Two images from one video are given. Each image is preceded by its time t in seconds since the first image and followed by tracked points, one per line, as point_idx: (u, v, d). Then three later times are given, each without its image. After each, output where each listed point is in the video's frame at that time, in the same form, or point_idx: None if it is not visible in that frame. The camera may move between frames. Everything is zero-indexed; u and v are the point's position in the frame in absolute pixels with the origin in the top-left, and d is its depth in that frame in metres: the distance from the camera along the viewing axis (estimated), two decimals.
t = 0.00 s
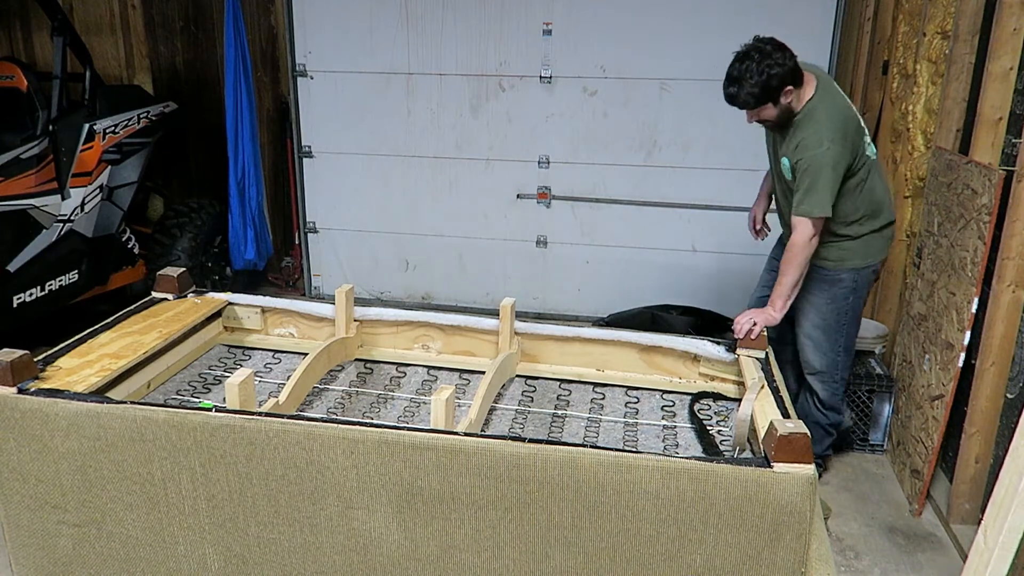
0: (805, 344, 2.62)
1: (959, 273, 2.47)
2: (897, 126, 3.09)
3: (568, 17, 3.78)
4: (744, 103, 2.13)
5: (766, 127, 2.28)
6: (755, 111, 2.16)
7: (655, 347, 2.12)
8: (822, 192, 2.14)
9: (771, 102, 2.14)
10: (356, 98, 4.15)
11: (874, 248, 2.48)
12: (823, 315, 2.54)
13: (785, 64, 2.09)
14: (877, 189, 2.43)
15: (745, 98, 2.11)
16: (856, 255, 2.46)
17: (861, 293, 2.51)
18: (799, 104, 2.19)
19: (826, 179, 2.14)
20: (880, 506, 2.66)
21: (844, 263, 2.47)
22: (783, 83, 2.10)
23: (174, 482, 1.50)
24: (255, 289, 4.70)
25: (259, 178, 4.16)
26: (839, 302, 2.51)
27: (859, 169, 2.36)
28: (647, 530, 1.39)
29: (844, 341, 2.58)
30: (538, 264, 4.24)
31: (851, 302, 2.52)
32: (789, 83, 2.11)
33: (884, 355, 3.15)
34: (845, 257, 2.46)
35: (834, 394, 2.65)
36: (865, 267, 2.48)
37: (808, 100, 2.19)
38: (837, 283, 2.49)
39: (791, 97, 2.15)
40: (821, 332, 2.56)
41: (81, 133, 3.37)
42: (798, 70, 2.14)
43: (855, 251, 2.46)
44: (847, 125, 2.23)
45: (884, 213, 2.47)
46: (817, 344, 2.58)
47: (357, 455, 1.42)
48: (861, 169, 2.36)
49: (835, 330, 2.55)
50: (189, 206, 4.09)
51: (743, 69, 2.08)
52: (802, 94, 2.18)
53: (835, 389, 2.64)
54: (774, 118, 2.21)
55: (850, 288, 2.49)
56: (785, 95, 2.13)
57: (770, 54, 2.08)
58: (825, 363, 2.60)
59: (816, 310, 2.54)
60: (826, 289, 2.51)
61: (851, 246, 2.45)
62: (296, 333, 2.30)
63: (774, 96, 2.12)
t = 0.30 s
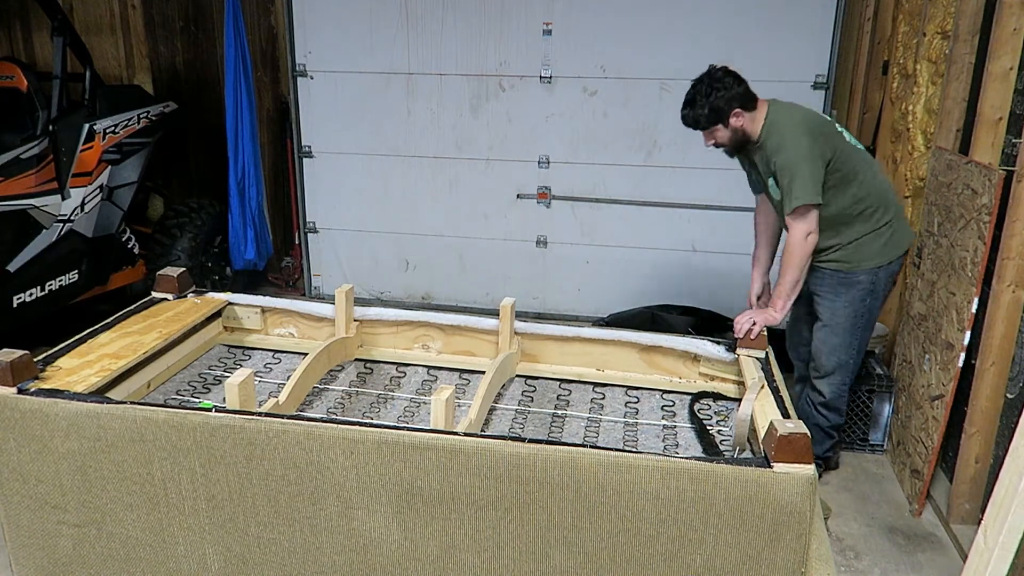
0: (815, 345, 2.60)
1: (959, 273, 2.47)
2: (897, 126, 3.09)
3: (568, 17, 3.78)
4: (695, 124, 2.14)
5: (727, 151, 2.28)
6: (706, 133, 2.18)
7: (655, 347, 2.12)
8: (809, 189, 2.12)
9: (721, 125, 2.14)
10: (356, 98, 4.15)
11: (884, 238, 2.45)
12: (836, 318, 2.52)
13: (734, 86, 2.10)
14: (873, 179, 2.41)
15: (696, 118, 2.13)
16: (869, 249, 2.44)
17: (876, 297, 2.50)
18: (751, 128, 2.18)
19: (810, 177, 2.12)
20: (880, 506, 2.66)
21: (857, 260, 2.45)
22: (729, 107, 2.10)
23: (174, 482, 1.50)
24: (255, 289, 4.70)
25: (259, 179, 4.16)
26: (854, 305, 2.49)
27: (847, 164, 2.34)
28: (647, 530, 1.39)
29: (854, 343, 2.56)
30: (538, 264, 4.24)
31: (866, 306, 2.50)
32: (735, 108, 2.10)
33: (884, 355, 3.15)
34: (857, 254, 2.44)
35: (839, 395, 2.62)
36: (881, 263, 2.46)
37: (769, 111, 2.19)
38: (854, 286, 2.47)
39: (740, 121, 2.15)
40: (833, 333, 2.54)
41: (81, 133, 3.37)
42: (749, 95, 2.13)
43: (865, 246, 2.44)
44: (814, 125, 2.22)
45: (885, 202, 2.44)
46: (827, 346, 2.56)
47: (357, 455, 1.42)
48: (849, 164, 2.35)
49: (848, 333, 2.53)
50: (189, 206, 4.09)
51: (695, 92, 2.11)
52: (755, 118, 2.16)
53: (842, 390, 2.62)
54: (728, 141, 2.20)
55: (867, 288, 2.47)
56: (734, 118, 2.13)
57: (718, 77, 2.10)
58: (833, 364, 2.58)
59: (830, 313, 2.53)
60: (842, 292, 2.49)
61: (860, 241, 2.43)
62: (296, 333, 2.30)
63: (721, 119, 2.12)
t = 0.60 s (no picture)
0: (824, 343, 2.58)
1: (959, 273, 2.47)
2: (896, 126, 3.09)
3: (568, 16, 3.78)
4: (657, 220, 2.29)
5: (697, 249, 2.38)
6: (670, 231, 2.32)
7: (655, 347, 2.12)
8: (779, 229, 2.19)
9: (680, 223, 2.27)
10: (356, 98, 4.15)
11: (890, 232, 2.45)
12: (846, 317, 2.51)
13: (689, 186, 2.24)
14: (846, 190, 2.44)
15: (658, 215, 2.28)
16: (882, 248, 2.44)
17: (891, 301, 2.49)
18: (711, 224, 2.28)
19: (774, 220, 2.19)
20: (880, 506, 2.66)
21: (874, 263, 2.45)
22: (684, 207, 2.23)
23: (174, 482, 1.50)
24: (255, 289, 4.70)
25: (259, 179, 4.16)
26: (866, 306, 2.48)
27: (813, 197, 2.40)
28: (647, 530, 1.39)
29: (863, 344, 2.54)
30: (538, 264, 4.24)
31: (877, 309, 2.49)
32: (690, 206, 2.23)
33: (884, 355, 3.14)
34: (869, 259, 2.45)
35: (845, 396, 2.59)
36: (896, 256, 2.46)
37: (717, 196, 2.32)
38: (868, 287, 2.47)
39: (699, 218, 2.26)
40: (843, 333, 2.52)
41: (81, 133, 3.37)
42: (707, 193, 2.25)
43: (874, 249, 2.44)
44: (753, 185, 2.32)
45: (871, 198, 2.45)
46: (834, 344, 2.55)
47: (358, 455, 1.42)
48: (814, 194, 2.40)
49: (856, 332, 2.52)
50: (189, 206, 4.09)
51: (658, 194, 2.27)
52: (713, 216, 2.26)
53: (848, 391, 2.58)
54: (692, 239, 2.32)
55: (881, 288, 2.47)
56: (691, 216, 2.25)
57: (678, 181, 2.25)
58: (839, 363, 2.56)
59: (841, 312, 2.52)
60: (856, 291, 2.49)
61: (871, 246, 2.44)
62: (296, 333, 2.30)
63: (678, 217, 2.25)
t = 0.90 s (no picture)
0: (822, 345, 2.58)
1: (959, 273, 2.47)
2: (896, 126, 3.09)
3: (568, 16, 3.78)
4: (655, 258, 2.31)
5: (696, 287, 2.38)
6: (669, 270, 2.33)
7: (655, 348, 2.12)
8: (768, 246, 2.22)
9: (676, 262, 2.28)
10: (356, 98, 4.15)
11: (885, 235, 2.46)
12: (844, 319, 2.50)
13: (687, 225, 2.25)
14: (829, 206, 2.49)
15: (656, 253, 2.30)
16: (881, 251, 2.44)
17: (889, 303, 2.48)
18: (708, 263, 2.28)
19: (763, 238, 2.22)
20: (880, 506, 2.66)
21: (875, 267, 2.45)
22: (681, 246, 2.25)
23: (175, 481, 1.50)
24: (255, 289, 4.70)
25: (259, 179, 4.16)
26: (864, 308, 2.47)
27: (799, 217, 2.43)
28: (648, 530, 1.39)
29: (860, 346, 2.53)
30: (538, 264, 4.24)
31: (875, 312, 2.48)
32: (687, 247, 2.24)
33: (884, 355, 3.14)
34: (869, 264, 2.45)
35: (841, 397, 2.59)
36: (896, 256, 2.45)
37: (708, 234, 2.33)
38: (866, 289, 2.46)
39: (697, 258, 2.26)
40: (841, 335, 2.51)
41: (81, 133, 3.37)
42: (705, 236, 2.25)
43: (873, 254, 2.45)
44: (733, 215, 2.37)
45: (856, 209, 2.49)
46: (832, 346, 2.54)
47: (358, 455, 1.42)
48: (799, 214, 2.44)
49: (854, 334, 2.50)
50: (189, 206, 4.08)
51: (658, 234, 2.29)
52: (710, 256, 2.26)
53: (843, 393, 2.58)
54: (690, 277, 2.32)
55: (881, 291, 2.46)
56: (687, 256, 2.26)
57: (677, 222, 2.26)
58: (834, 365, 2.55)
59: (839, 314, 2.51)
60: (854, 294, 2.48)
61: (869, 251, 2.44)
62: (296, 333, 2.30)
63: (674, 255, 2.26)
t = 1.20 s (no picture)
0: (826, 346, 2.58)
1: (959, 273, 2.47)
2: (896, 126, 3.09)
3: (568, 16, 3.78)
4: (660, 207, 2.32)
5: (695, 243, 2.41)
6: (672, 221, 2.34)
7: (656, 347, 2.12)
8: (780, 234, 2.19)
9: (683, 214, 2.30)
10: (356, 98, 4.15)
11: (895, 238, 2.43)
12: (848, 322, 2.50)
13: (699, 178, 2.26)
14: (847, 196, 2.45)
15: (662, 202, 2.31)
16: (887, 255, 2.43)
17: (894, 309, 2.48)
18: (713, 222, 2.30)
19: (778, 227, 2.19)
20: (880, 506, 2.66)
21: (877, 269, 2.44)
22: (691, 199, 2.26)
23: (175, 481, 1.50)
24: (255, 289, 4.70)
25: (259, 179, 4.16)
26: (868, 312, 2.47)
27: (815, 202, 2.40)
28: (648, 530, 1.39)
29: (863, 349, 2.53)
30: (538, 264, 4.24)
31: (879, 316, 2.48)
32: (695, 200, 2.25)
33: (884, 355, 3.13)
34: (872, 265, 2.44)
35: (842, 399, 2.60)
36: (901, 261, 2.44)
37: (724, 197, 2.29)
38: (871, 293, 2.46)
39: (704, 214, 2.28)
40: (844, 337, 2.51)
41: (81, 134, 3.37)
42: (716, 192, 2.27)
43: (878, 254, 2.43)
44: (755, 188, 2.32)
45: (873, 204, 2.45)
46: (835, 349, 2.54)
47: (359, 456, 1.42)
48: (816, 200, 2.40)
49: (857, 336, 2.50)
50: (189, 206, 4.08)
51: (670, 182, 2.28)
52: (716, 214, 2.28)
53: (845, 395, 2.59)
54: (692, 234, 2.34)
55: (885, 296, 2.46)
56: (695, 210, 2.27)
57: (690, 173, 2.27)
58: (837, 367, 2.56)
59: (843, 316, 2.52)
60: (859, 297, 2.48)
61: (876, 252, 2.42)
62: (296, 333, 2.30)
63: (681, 207, 2.28)
